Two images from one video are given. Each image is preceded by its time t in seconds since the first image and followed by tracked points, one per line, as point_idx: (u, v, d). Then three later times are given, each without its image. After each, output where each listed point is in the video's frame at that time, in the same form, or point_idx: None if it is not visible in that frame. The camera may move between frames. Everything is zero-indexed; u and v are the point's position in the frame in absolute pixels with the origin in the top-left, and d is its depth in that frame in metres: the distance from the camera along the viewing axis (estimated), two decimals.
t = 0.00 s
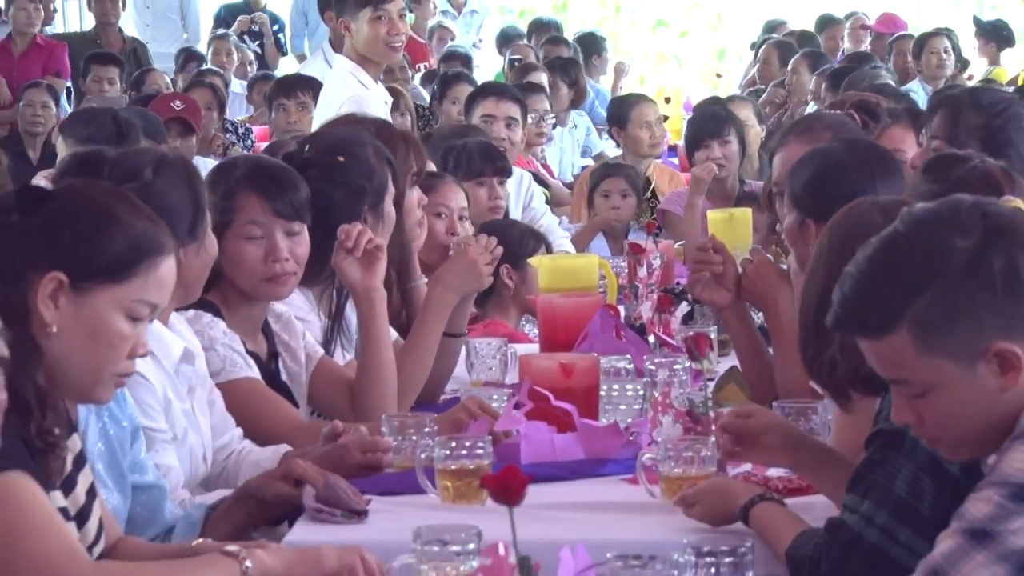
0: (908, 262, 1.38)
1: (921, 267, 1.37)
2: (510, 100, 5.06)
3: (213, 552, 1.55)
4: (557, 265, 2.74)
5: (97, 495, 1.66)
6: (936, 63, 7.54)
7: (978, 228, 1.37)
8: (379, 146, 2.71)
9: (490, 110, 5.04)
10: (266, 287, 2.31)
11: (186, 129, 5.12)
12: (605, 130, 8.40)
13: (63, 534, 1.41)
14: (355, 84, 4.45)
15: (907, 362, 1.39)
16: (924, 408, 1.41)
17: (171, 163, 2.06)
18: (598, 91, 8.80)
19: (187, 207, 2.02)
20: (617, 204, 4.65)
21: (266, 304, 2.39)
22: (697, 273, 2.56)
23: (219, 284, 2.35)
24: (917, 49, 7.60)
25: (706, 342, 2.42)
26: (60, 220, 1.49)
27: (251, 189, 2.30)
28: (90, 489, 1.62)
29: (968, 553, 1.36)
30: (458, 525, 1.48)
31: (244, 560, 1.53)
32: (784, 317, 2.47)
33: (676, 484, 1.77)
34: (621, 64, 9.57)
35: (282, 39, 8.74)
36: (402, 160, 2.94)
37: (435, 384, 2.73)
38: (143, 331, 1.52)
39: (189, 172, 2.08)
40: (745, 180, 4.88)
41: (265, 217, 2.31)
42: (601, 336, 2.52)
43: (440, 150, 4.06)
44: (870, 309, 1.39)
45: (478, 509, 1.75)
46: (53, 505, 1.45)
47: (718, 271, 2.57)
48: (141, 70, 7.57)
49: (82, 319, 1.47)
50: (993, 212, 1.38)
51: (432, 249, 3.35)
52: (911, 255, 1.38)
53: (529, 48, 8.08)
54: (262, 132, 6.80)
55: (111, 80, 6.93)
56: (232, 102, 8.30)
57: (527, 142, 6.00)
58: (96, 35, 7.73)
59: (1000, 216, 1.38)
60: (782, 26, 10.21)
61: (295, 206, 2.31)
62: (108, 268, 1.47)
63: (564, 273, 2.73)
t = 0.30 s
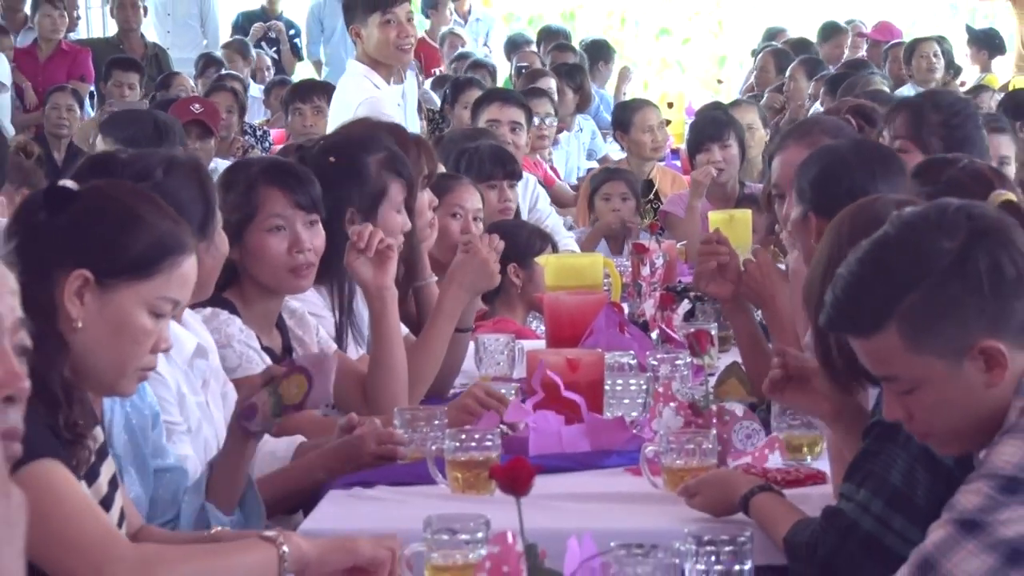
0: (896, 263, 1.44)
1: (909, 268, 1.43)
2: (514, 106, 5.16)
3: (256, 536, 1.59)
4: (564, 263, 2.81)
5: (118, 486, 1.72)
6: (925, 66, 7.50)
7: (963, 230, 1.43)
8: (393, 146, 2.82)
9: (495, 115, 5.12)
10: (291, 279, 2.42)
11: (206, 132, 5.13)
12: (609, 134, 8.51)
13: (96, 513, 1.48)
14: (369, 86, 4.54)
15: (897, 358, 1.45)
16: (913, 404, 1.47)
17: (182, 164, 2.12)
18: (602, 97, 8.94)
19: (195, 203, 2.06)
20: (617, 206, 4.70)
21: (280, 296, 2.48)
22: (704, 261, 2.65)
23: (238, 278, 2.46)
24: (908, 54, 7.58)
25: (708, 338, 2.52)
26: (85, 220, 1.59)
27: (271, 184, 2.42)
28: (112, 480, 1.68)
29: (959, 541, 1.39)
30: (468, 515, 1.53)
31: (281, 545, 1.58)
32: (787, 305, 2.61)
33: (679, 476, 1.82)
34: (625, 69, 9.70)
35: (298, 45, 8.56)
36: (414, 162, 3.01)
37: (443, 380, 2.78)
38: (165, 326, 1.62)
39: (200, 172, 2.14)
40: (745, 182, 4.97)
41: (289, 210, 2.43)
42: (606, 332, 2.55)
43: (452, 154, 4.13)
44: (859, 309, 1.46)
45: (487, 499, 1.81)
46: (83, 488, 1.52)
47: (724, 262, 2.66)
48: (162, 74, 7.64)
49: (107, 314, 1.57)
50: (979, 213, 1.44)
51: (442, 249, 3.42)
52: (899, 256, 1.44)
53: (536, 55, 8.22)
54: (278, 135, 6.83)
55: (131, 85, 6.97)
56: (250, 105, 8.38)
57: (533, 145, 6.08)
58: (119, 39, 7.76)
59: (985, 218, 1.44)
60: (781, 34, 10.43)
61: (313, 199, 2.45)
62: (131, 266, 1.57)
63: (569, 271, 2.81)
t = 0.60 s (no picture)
0: (887, 263, 1.49)
1: (898, 266, 1.48)
2: (521, 110, 5.23)
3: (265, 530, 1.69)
4: (565, 263, 2.87)
5: (133, 477, 1.79)
6: (908, 69, 7.76)
7: (949, 231, 1.49)
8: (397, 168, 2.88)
9: (502, 120, 5.20)
10: (301, 272, 2.50)
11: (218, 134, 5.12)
12: (607, 135, 8.67)
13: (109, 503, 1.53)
14: (375, 88, 4.80)
15: (885, 353, 1.49)
16: (901, 399, 1.51)
17: (200, 166, 2.19)
18: (600, 100, 9.09)
19: (213, 205, 2.13)
20: (614, 209, 4.73)
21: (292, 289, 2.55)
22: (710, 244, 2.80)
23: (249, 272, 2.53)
24: (892, 57, 7.81)
25: (702, 332, 2.57)
26: (104, 219, 1.68)
27: (277, 183, 2.48)
28: (127, 472, 1.74)
29: (945, 531, 1.46)
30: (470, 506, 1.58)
31: (291, 538, 1.67)
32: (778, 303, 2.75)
33: (674, 466, 1.88)
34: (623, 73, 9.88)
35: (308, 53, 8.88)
36: (420, 165, 3.07)
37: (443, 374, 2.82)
38: (179, 323, 1.71)
39: (216, 174, 2.20)
40: (738, 183, 5.12)
41: (294, 206, 2.50)
42: (604, 329, 2.66)
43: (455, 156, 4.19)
44: (851, 308, 1.50)
45: (488, 489, 1.87)
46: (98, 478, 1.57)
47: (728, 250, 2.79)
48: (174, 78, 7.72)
49: (125, 308, 1.66)
50: (965, 214, 1.50)
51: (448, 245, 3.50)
52: (888, 255, 1.49)
53: (537, 60, 8.36)
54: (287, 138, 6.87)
55: (144, 90, 7.03)
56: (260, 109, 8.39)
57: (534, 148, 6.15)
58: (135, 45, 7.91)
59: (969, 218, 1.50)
60: (774, 39, 10.79)
61: (319, 195, 2.53)
62: (147, 266, 1.66)
63: (568, 270, 2.85)
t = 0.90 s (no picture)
0: (885, 265, 1.55)
1: (897, 267, 1.54)
2: (526, 117, 5.41)
3: (271, 524, 1.72)
4: (566, 263, 2.92)
5: (150, 472, 1.85)
6: (899, 74, 8.20)
7: (946, 233, 1.55)
8: (399, 188, 2.96)
9: (509, 125, 5.37)
10: (315, 269, 2.57)
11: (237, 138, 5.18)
12: (608, 140, 8.85)
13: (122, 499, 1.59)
14: (384, 94, 5.11)
15: (882, 350, 1.54)
16: (897, 395, 1.56)
17: (222, 172, 2.27)
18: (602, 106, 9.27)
19: (234, 208, 2.21)
20: (617, 213, 4.81)
21: (306, 289, 2.63)
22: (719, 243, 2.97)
23: (262, 275, 2.60)
24: (882, 65, 8.26)
25: (701, 333, 2.62)
26: (125, 222, 1.74)
27: (289, 185, 2.56)
28: (144, 465, 1.81)
29: (938, 525, 1.50)
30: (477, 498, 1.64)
31: (296, 533, 1.70)
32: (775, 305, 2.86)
33: (674, 461, 1.94)
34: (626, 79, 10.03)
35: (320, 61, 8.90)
36: (423, 170, 3.18)
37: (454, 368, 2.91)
38: (195, 322, 1.76)
39: (236, 180, 2.29)
40: (735, 188, 5.26)
41: (306, 208, 2.57)
42: (606, 327, 2.71)
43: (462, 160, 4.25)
44: (850, 308, 1.56)
45: (494, 483, 1.92)
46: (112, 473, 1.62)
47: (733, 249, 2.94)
48: (191, 85, 7.82)
49: (142, 309, 1.72)
50: (962, 219, 1.56)
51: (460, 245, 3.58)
52: (886, 256, 1.55)
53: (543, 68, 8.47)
54: (300, 142, 6.93)
55: (162, 98, 7.09)
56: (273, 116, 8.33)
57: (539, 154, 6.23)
58: (152, 53, 8.07)
59: (965, 223, 1.57)
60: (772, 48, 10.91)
61: (329, 197, 2.60)
62: (165, 268, 1.72)
63: (571, 271, 2.90)
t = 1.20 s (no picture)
0: (880, 267, 1.60)
1: (892, 271, 1.59)
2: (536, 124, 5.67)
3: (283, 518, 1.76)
4: (571, 264, 2.99)
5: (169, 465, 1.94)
6: (893, 82, 8.48)
7: (940, 237, 1.60)
8: (414, 202, 3.05)
9: (519, 132, 5.64)
10: (326, 270, 2.68)
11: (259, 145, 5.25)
12: (613, 145, 8.98)
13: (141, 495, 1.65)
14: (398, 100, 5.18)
15: (877, 350, 1.60)
16: (892, 394, 1.61)
17: (234, 176, 2.34)
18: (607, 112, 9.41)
19: (247, 210, 2.28)
20: (623, 218, 5.01)
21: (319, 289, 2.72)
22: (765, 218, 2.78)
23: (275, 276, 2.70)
24: (877, 73, 8.51)
25: (702, 331, 2.66)
26: (143, 224, 1.80)
27: (303, 188, 2.67)
28: (162, 459, 1.88)
29: (931, 518, 1.55)
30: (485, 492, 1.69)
31: (304, 525, 1.74)
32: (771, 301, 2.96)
33: (676, 456, 2.00)
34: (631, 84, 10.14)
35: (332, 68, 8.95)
36: (434, 174, 3.27)
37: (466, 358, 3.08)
38: (211, 321, 1.81)
39: (249, 184, 2.35)
40: (735, 192, 5.35)
41: (320, 210, 2.68)
42: (609, 328, 2.80)
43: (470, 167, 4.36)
44: (846, 310, 1.61)
45: (502, 477, 1.98)
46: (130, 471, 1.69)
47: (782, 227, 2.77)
48: (208, 92, 7.93)
49: (161, 308, 1.78)
50: (955, 222, 1.61)
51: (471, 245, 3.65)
52: (881, 260, 1.61)
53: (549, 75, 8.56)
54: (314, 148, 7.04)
55: (183, 104, 7.18)
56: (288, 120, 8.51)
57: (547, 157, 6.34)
58: (171, 60, 8.17)
59: (958, 226, 1.62)
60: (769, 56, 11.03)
61: (343, 200, 2.70)
62: (181, 268, 1.78)
63: (576, 272, 2.97)
